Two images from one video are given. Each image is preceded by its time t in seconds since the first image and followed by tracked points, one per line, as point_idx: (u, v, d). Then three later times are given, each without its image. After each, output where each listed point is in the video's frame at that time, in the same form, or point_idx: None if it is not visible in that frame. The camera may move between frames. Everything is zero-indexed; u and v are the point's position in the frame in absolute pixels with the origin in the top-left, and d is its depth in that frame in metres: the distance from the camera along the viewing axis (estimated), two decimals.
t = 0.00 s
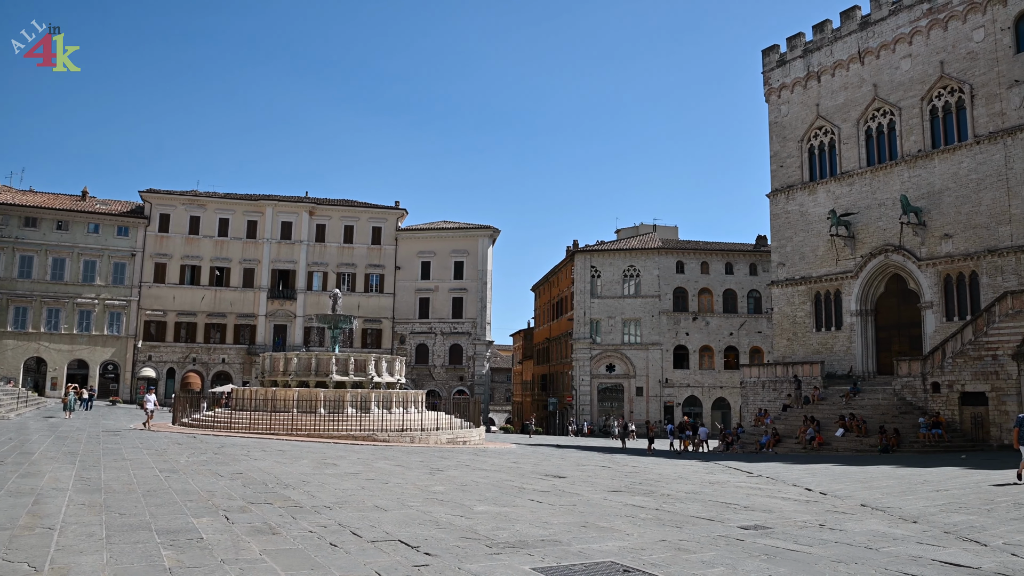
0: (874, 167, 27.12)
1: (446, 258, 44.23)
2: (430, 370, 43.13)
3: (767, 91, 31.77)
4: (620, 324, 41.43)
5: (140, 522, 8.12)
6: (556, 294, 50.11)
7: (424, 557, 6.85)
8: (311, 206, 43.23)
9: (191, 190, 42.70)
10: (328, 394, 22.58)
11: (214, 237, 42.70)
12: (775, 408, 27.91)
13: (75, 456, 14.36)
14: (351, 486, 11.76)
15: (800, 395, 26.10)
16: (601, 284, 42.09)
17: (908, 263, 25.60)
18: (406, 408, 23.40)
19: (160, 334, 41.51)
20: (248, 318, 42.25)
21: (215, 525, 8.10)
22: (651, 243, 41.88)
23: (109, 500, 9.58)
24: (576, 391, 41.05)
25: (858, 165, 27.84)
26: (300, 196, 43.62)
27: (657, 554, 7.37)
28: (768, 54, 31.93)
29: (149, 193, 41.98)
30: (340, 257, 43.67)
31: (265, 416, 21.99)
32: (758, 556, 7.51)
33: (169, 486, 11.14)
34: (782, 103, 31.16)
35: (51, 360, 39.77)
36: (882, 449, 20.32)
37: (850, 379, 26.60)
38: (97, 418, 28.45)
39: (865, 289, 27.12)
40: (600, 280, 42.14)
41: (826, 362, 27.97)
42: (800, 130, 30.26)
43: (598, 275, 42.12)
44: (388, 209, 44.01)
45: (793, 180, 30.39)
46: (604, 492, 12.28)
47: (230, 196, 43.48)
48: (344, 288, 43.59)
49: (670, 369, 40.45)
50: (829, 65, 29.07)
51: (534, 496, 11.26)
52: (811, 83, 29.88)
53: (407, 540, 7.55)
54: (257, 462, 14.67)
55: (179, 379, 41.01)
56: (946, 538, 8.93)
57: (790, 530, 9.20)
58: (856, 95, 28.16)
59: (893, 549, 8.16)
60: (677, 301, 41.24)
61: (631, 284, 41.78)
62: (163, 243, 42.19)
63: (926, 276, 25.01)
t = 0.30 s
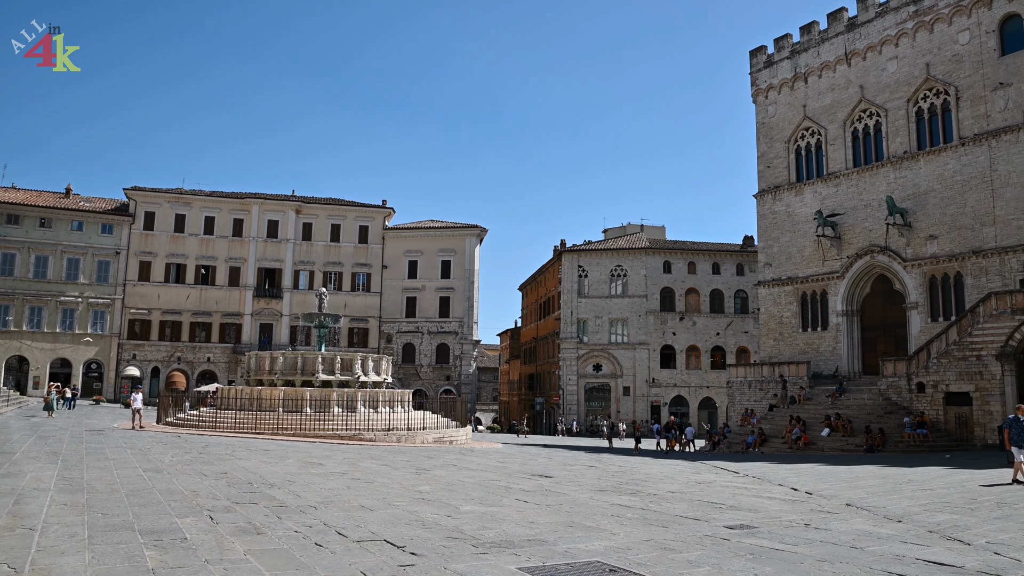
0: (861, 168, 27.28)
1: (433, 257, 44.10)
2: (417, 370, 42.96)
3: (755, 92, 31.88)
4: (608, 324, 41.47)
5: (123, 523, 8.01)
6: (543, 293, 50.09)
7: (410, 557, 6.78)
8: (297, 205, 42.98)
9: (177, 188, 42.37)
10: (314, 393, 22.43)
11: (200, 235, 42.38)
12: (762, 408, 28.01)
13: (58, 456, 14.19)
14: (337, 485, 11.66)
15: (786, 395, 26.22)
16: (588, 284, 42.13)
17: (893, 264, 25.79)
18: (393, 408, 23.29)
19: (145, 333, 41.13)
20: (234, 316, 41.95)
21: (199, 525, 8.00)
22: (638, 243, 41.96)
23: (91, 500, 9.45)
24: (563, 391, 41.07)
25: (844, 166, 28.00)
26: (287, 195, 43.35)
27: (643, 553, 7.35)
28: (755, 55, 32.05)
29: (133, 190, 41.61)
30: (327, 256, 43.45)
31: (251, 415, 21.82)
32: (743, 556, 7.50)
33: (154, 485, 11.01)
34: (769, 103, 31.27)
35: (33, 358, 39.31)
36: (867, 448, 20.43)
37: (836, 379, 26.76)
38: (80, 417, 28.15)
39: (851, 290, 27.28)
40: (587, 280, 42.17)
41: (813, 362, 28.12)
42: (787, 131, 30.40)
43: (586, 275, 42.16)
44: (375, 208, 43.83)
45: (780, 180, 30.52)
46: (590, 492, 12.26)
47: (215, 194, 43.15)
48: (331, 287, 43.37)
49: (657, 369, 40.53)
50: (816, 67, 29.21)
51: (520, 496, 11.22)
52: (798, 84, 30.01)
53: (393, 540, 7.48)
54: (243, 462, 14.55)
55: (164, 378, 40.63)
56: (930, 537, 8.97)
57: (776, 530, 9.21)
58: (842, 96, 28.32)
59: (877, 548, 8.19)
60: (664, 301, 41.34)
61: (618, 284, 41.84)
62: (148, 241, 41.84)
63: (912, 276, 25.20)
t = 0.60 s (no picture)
0: (847, 169, 27.45)
1: (420, 256, 43.95)
2: (403, 369, 42.80)
3: (741, 93, 31.99)
4: (594, 324, 41.51)
5: (106, 523, 7.89)
6: (530, 293, 50.08)
7: (395, 557, 6.73)
8: (283, 203, 42.71)
9: (162, 185, 42.01)
10: (299, 392, 22.30)
11: (185, 233, 42.04)
12: (748, 408, 28.11)
13: (39, 456, 14.00)
14: (323, 485, 11.56)
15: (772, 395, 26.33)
16: (575, 284, 42.16)
17: (879, 265, 25.96)
18: (379, 407, 23.19)
19: (129, 331, 40.75)
20: (219, 315, 41.63)
21: (183, 525, 7.90)
22: (625, 243, 42.03)
23: (73, 500, 9.32)
24: (550, 390, 41.08)
25: (830, 167, 28.15)
26: (273, 193, 43.06)
27: (629, 553, 7.32)
28: (742, 56, 32.16)
29: (117, 188, 41.21)
30: (313, 255, 43.21)
31: (235, 414, 21.65)
32: (729, 556, 7.49)
33: (136, 485, 10.88)
34: (756, 104, 31.40)
35: (14, 357, 38.85)
36: (853, 448, 20.52)
37: (822, 379, 26.91)
38: (62, 416, 27.82)
39: (837, 290, 27.43)
40: (574, 279, 42.21)
41: (798, 362, 28.26)
42: (774, 132, 30.53)
43: (572, 275, 42.19)
44: (362, 207, 43.64)
45: (767, 181, 30.65)
46: (577, 491, 12.24)
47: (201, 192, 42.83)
48: (317, 286, 43.13)
49: (643, 369, 40.60)
50: (803, 68, 29.36)
51: (506, 495, 11.18)
52: (785, 85, 30.16)
53: (379, 540, 7.41)
54: (228, 461, 14.42)
55: (148, 377, 40.25)
56: (914, 536, 9.01)
57: (762, 529, 9.21)
58: (829, 97, 28.48)
59: (861, 547, 8.22)
60: (650, 301, 41.42)
61: (605, 284, 41.89)
62: (132, 239, 41.47)
63: (897, 277, 25.38)
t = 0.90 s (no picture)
0: (833, 170, 27.60)
1: (407, 255, 43.80)
2: (389, 368, 42.64)
3: (729, 93, 32.09)
4: (581, 324, 41.54)
5: (88, 524, 7.78)
6: (517, 292, 50.02)
7: (380, 557, 6.67)
8: (269, 201, 42.42)
9: (146, 183, 41.62)
10: (285, 392, 22.13)
11: (170, 231, 41.67)
12: (734, 408, 28.20)
13: (20, 456, 13.81)
14: (308, 485, 11.47)
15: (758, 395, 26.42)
16: (562, 283, 42.17)
17: (864, 265, 26.12)
18: (365, 407, 23.07)
19: (113, 330, 40.34)
20: (204, 314, 41.31)
21: (166, 525, 7.80)
22: (612, 243, 42.08)
23: (54, 500, 9.18)
24: (536, 390, 41.08)
25: (816, 167, 28.31)
26: (259, 191, 42.77)
27: (614, 553, 7.29)
28: (729, 57, 32.27)
29: (101, 185, 40.80)
30: (299, 254, 42.96)
31: (220, 413, 21.46)
32: (715, 555, 7.48)
33: (119, 485, 10.75)
34: (742, 105, 31.50)
35: None
36: (838, 448, 20.62)
37: (808, 379, 27.04)
38: (43, 416, 27.47)
39: (823, 290, 27.59)
40: (561, 279, 42.21)
41: (784, 362, 28.39)
42: (760, 132, 30.65)
43: (559, 275, 42.20)
44: (348, 205, 43.43)
45: (753, 181, 30.77)
46: (563, 491, 12.20)
47: (186, 190, 42.48)
48: (303, 285, 42.87)
49: (630, 369, 40.68)
50: (789, 69, 29.50)
51: (492, 495, 11.12)
52: (772, 86, 30.29)
53: (364, 540, 7.34)
54: (212, 461, 14.28)
55: (132, 376, 39.85)
56: (899, 535, 9.04)
57: (747, 529, 9.21)
58: (815, 98, 28.63)
59: (846, 547, 8.24)
60: (637, 301, 41.50)
61: (592, 284, 41.93)
62: (116, 237, 41.07)
63: (882, 277, 25.55)
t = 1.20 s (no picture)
0: (819, 171, 27.76)
1: (393, 255, 43.64)
2: (375, 368, 42.47)
3: (715, 94, 32.18)
4: (567, 324, 41.56)
5: (69, 524, 7.65)
6: (503, 292, 50.00)
7: (365, 557, 6.61)
8: (255, 200, 42.12)
9: (131, 181, 41.22)
10: (270, 391, 21.96)
11: (154, 229, 41.30)
12: (720, 408, 28.30)
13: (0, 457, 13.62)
14: (293, 485, 11.38)
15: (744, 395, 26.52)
16: (549, 283, 42.17)
17: (850, 266, 26.29)
18: (351, 407, 22.95)
19: (96, 329, 39.92)
20: (188, 313, 40.97)
21: (150, 526, 7.70)
22: (599, 243, 42.13)
23: (35, 502, 9.05)
24: (522, 390, 41.06)
25: (802, 168, 28.46)
26: (244, 190, 42.46)
27: (600, 553, 7.26)
28: (716, 58, 32.37)
29: (84, 183, 40.38)
30: (285, 253, 42.68)
31: (204, 413, 21.26)
32: (701, 555, 7.47)
33: (101, 486, 10.61)
34: (729, 106, 31.62)
35: None
36: (823, 447, 20.74)
37: (793, 379, 27.18)
38: (23, 415, 27.11)
39: (808, 291, 27.75)
40: (547, 279, 42.21)
41: (770, 362, 28.52)
42: (747, 133, 30.76)
43: (546, 275, 42.19)
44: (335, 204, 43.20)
45: (739, 182, 30.89)
46: (549, 491, 12.17)
47: (171, 188, 42.12)
48: (289, 284, 42.59)
49: (616, 369, 40.74)
50: (776, 70, 29.64)
51: (477, 495, 11.07)
52: (758, 87, 30.42)
53: (349, 541, 7.28)
54: (196, 461, 14.12)
55: (115, 375, 39.43)
56: (883, 535, 9.08)
57: (733, 529, 9.21)
58: (801, 100, 28.78)
59: (831, 546, 8.26)
60: (624, 301, 41.57)
61: (578, 284, 41.96)
62: (99, 236, 40.66)
63: (867, 278, 25.73)
